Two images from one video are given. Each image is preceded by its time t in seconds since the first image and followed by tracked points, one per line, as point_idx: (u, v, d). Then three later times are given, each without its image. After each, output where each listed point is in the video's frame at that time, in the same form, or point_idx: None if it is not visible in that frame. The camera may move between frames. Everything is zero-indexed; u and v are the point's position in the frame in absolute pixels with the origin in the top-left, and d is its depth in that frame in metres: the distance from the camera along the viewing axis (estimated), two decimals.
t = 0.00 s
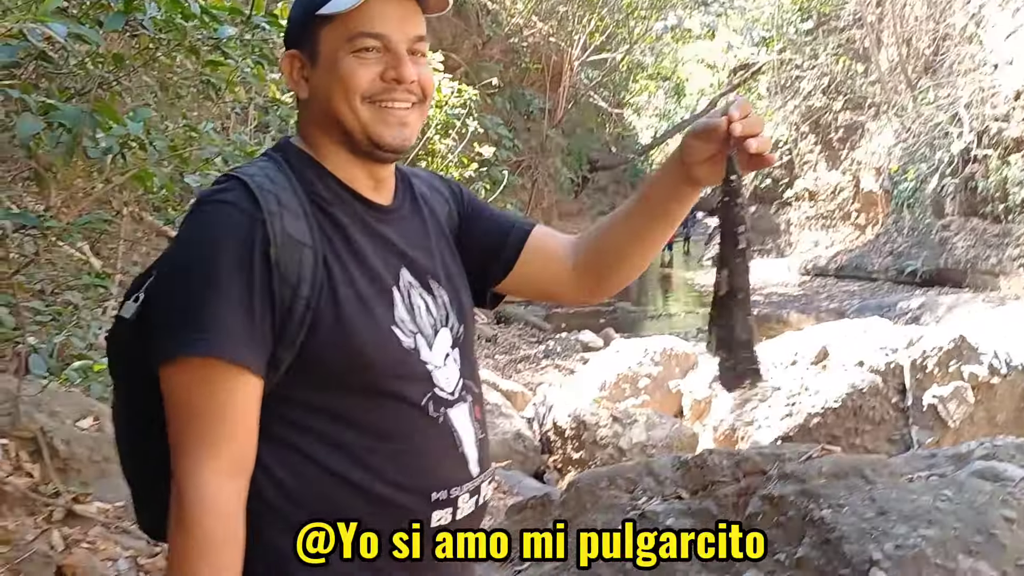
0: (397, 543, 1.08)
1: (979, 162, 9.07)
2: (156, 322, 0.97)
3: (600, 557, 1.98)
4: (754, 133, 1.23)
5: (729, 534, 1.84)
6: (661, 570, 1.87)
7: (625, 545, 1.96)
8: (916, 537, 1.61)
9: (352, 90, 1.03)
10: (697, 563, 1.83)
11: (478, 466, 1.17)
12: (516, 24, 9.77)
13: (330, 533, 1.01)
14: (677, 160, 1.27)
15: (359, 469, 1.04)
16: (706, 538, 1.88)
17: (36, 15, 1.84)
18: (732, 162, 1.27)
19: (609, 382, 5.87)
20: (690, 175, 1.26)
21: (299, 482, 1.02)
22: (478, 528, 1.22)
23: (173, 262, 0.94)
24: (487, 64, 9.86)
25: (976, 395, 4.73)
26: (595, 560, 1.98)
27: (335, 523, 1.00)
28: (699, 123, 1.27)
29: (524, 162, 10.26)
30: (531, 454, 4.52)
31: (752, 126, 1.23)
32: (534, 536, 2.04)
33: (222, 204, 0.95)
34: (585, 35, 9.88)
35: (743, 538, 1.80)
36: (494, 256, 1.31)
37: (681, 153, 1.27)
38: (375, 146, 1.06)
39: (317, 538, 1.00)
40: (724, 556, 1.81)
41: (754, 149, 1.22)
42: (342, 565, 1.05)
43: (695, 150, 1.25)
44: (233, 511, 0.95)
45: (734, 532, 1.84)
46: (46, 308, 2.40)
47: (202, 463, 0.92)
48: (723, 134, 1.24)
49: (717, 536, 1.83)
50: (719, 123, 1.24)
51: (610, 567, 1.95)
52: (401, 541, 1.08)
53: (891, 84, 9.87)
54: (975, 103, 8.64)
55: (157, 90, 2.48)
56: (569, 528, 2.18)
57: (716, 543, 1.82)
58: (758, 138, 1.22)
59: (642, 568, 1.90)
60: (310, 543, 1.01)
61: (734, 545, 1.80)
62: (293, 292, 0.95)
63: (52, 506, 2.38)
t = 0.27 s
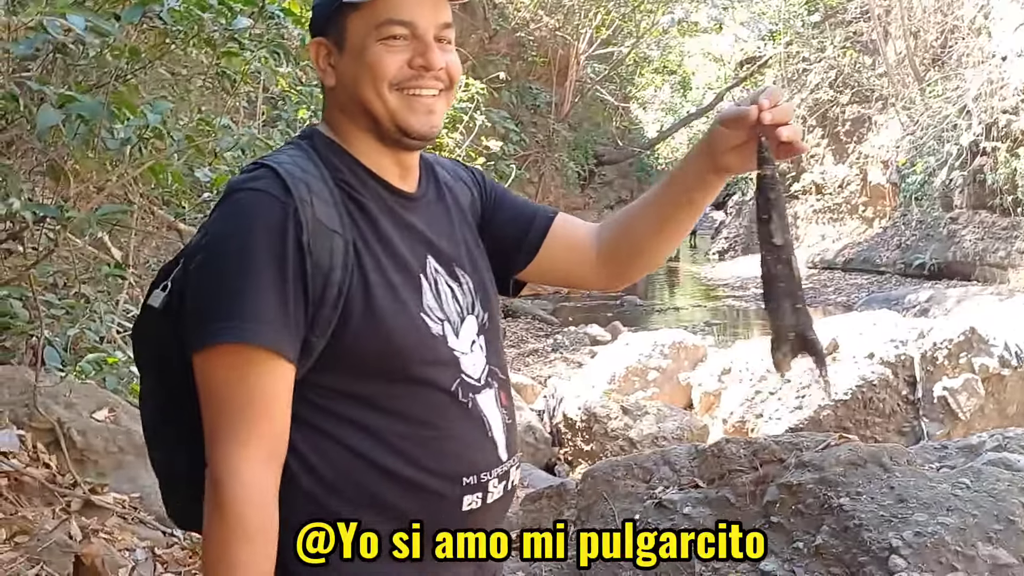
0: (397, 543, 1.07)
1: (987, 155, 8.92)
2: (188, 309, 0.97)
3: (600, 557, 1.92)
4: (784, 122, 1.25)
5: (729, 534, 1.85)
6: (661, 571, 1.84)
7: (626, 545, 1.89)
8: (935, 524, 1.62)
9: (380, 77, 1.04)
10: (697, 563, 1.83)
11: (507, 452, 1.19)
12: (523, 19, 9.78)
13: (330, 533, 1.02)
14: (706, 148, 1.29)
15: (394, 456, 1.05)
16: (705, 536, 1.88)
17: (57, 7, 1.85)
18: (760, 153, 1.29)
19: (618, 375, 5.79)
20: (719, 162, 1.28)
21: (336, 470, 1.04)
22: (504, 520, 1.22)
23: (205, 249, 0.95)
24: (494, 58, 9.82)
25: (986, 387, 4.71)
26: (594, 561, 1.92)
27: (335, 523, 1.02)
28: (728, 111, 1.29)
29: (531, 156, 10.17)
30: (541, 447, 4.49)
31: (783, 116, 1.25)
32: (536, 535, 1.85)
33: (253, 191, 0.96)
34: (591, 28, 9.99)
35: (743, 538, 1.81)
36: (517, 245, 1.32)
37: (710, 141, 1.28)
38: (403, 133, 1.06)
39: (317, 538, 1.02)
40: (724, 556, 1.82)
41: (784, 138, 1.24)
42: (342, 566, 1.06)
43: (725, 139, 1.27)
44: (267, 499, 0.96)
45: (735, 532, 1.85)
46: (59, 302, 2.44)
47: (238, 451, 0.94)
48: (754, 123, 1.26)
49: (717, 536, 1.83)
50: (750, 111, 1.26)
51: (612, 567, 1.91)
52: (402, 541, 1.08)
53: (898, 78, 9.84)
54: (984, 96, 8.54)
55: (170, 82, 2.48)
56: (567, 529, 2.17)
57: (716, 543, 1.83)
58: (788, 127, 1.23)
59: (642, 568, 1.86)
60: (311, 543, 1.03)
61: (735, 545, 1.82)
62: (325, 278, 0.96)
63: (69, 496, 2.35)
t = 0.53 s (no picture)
0: (397, 543, 1.03)
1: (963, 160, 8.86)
2: (183, 322, 0.93)
3: (600, 556, 1.97)
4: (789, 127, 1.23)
5: (729, 534, 1.85)
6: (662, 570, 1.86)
7: (625, 545, 1.94)
8: (932, 534, 1.61)
9: (383, 82, 1.01)
10: (696, 563, 1.82)
11: (512, 467, 1.16)
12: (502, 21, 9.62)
13: (329, 533, 0.99)
14: (710, 154, 1.27)
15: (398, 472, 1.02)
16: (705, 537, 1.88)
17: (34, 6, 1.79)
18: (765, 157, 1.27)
19: (601, 379, 5.76)
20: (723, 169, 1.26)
21: (340, 490, 1.01)
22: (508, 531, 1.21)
23: (201, 259, 0.91)
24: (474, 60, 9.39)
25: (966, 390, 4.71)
26: (594, 560, 1.97)
27: (335, 523, 0.98)
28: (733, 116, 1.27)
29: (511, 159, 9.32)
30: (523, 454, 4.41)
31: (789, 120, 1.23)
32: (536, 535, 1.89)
33: (251, 199, 0.92)
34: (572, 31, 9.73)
35: (743, 537, 1.81)
36: (515, 255, 1.30)
37: (713, 147, 1.26)
38: (405, 141, 1.04)
39: (317, 538, 0.99)
40: (724, 556, 1.82)
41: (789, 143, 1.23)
42: (338, 566, 1.01)
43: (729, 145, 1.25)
44: (267, 519, 0.93)
45: (734, 532, 1.85)
46: (35, 306, 2.38)
47: (241, 466, 0.90)
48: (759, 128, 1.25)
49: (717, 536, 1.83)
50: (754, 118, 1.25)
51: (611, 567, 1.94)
52: (402, 541, 1.03)
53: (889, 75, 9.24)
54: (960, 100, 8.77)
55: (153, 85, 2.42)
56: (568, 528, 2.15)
57: (716, 543, 1.83)
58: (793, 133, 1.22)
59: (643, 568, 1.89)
60: (310, 543, 1.00)
61: (734, 545, 1.82)
62: (328, 289, 0.93)
63: (48, 506, 2.33)
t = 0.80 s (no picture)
0: (397, 543, 1.00)
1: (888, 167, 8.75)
2: (138, 337, 0.87)
3: (599, 557, 1.89)
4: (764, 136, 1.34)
5: (728, 534, 1.77)
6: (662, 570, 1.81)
7: (626, 545, 1.88)
8: (888, 541, 1.62)
9: (355, 84, 0.99)
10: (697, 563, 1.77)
11: (484, 486, 1.13)
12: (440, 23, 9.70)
13: (330, 533, 0.93)
14: (687, 160, 1.36)
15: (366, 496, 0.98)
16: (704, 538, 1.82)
17: None
18: (739, 166, 1.38)
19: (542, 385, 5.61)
20: (701, 174, 1.36)
21: (298, 507, 0.94)
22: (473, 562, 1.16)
23: (160, 268, 0.85)
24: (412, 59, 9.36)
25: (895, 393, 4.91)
26: (594, 560, 1.89)
27: (336, 522, 0.93)
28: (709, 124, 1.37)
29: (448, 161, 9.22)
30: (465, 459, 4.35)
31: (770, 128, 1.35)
32: (536, 535, 1.92)
33: (212, 207, 0.86)
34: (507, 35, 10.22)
35: (744, 538, 1.74)
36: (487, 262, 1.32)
37: (690, 154, 1.36)
38: (377, 146, 1.01)
39: (317, 538, 0.93)
40: (724, 556, 1.75)
41: (765, 153, 1.34)
42: (342, 566, 0.99)
43: (706, 151, 1.36)
44: (230, 550, 0.86)
45: (734, 532, 1.78)
46: None
47: (205, 491, 0.84)
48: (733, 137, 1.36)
49: (718, 535, 1.76)
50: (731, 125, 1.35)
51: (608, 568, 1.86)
52: (401, 541, 1.01)
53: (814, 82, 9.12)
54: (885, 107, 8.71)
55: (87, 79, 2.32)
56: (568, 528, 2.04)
57: (716, 542, 1.76)
58: (775, 142, 1.33)
59: (642, 568, 1.84)
60: (310, 543, 0.94)
61: (735, 545, 1.74)
62: (297, 302, 0.87)
63: None
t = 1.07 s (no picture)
0: (398, 543, 1.01)
1: (832, 177, 10.12)
2: (117, 361, 0.83)
3: (600, 557, 1.88)
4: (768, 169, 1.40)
5: (729, 533, 1.75)
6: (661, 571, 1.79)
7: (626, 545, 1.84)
8: (859, 554, 1.63)
9: (348, 99, 0.98)
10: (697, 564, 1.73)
11: (471, 506, 1.16)
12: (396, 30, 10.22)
13: (330, 533, 0.92)
14: (689, 186, 1.41)
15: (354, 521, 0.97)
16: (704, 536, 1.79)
17: None
18: (738, 194, 1.44)
19: (497, 392, 5.63)
20: (704, 204, 1.41)
21: (284, 534, 0.92)
22: None
23: (142, 292, 0.80)
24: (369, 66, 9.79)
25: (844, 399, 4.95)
26: (594, 561, 1.87)
27: (338, 522, 0.92)
28: (715, 152, 1.41)
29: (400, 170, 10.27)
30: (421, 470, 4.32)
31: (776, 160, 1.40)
32: (536, 535, 1.93)
33: (198, 226, 0.82)
34: (459, 42, 10.66)
35: (745, 538, 1.71)
36: (472, 277, 1.35)
37: (693, 181, 1.41)
38: (369, 163, 1.01)
39: (317, 537, 0.91)
40: (725, 556, 1.72)
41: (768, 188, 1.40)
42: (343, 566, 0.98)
43: (712, 180, 1.40)
44: None
45: (735, 531, 1.75)
46: None
47: (189, 524, 0.80)
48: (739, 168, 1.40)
49: (718, 536, 1.73)
50: (740, 156, 1.39)
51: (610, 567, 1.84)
52: (402, 541, 1.02)
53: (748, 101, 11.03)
54: (829, 122, 10.16)
55: (35, 87, 2.20)
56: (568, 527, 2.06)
57: (716, 543, 1.73)
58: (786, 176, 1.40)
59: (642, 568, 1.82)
60: (310, 543, 0.92)
61: (735, 545, 1.71)
62: (290, 326, 0.85)
63: None
